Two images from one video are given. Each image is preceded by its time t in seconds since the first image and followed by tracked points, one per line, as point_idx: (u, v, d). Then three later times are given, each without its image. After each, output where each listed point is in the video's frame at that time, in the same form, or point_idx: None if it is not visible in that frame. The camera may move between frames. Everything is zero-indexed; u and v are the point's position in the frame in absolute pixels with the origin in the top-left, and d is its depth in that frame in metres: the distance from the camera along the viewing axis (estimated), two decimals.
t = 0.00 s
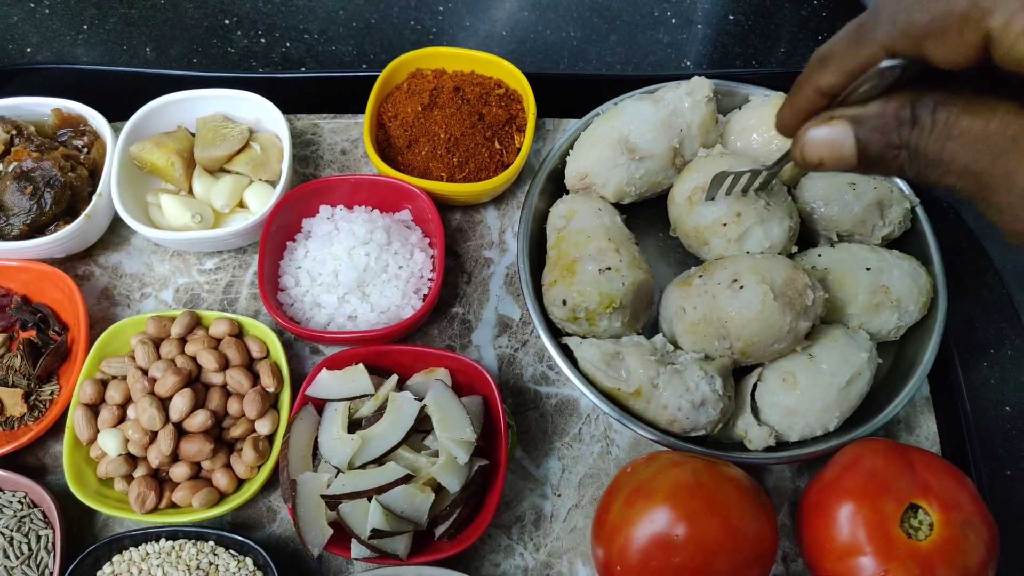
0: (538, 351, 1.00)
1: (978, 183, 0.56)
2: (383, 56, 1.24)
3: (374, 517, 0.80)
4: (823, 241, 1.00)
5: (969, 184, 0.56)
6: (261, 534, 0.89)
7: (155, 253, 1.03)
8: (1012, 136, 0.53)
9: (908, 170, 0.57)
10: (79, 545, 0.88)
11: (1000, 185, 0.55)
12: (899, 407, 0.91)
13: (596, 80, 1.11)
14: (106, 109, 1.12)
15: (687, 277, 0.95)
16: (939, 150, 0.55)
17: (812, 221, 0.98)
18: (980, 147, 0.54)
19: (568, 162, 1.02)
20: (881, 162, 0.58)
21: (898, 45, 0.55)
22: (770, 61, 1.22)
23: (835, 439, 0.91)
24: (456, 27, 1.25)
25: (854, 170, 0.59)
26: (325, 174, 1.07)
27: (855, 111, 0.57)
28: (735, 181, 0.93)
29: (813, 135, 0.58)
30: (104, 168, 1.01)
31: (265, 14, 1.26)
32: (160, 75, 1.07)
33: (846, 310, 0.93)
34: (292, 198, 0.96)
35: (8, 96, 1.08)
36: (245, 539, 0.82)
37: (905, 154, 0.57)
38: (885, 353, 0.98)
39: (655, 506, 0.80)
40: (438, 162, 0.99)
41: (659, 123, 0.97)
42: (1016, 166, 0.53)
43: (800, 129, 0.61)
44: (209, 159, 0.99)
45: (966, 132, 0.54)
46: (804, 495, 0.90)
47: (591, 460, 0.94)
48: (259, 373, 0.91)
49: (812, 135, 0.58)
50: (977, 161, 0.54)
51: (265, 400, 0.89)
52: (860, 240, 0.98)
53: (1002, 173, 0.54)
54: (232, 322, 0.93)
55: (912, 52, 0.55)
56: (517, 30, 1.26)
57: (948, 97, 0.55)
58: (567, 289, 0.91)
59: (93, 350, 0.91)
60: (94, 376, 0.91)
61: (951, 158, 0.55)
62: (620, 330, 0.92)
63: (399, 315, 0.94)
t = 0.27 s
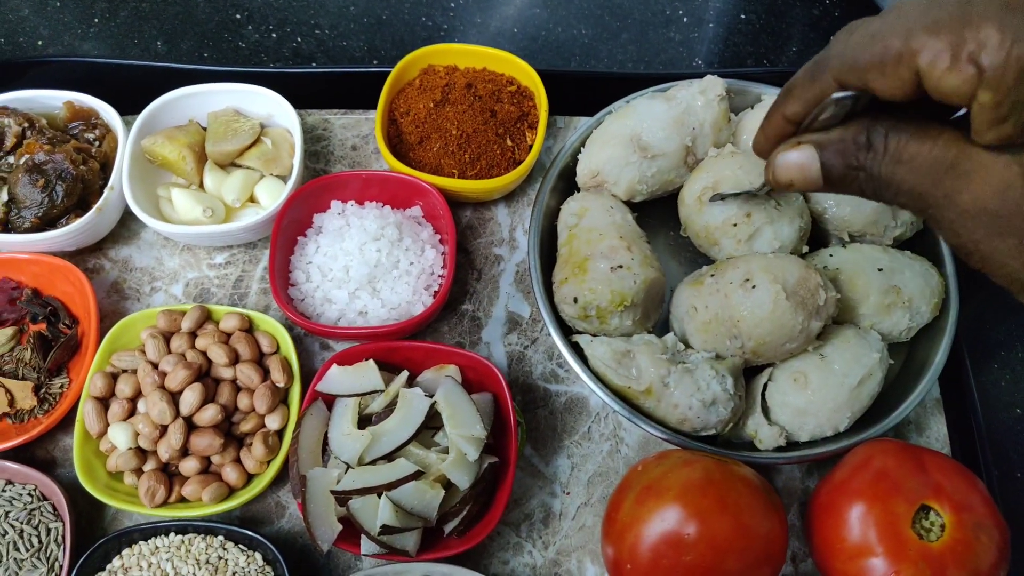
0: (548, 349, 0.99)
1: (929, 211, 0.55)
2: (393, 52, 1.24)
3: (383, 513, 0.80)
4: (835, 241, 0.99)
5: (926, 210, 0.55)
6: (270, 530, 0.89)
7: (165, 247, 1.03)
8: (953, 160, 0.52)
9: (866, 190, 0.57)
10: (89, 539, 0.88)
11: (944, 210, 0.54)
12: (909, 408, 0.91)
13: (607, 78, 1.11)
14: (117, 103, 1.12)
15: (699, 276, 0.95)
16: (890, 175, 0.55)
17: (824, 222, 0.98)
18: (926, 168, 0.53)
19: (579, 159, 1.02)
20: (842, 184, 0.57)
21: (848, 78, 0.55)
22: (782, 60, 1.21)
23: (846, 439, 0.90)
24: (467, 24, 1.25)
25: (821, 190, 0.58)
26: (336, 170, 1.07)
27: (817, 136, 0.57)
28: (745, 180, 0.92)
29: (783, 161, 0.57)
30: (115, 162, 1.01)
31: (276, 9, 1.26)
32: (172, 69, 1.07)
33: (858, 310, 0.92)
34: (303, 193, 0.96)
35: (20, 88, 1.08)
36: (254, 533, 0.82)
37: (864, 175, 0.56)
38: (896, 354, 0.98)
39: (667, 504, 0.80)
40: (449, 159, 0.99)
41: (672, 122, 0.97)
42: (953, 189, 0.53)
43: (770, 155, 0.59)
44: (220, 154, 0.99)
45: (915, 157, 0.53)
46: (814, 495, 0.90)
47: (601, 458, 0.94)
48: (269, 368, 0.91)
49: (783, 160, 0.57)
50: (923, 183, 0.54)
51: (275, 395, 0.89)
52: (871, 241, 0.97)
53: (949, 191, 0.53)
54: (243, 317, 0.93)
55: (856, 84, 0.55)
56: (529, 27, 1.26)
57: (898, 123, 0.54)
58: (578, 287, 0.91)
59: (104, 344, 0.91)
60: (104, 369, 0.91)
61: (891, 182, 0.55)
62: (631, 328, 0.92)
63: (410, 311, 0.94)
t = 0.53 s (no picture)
0: (552, 346, 0.99)
1: None
2: (396, 49, 1.23)
3: (387, 511, 0.79)
4: (838, 238, 0.99)
5: None
6: (273, 528, 0.89)
7: (168, 244, 1.03)
8: None
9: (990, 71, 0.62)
10: (91, 537, 0.88)
11: None
12: (914, 405, 0.91)
13: (611, 76, 1.11)
14: (120, 100, 1.12)
15: (703, 272, 0.95)
16: None
17: (828, 218, 0.98)
18: None
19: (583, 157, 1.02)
20: None
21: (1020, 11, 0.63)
22: (785, 57, 1.21)
23: (850, 437, 0.90)
24: (470, 21, 1.24)
25: None
26: (339, 167, 1.07)
27: None
28: (753, 176, 0.93)
29: None
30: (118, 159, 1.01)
31: (279, 6, 1.25)
32: (175, 67, 1.07)
33: (862, 307, 0.92)
34: (306, 190, 0.95)
35: (22, 86, 1.08)
36: (258, 532, 0.82)
37: None
38: (900, 351, 0.98)
39: (671, 501, 0.80)
40: (453, 156, 0.99)
41: (676, 118, 0.97)
42: None
43: None
44: (224, 151, 0.99)
45: None
46: (818, 493, 0.90)
47: (605, 455, 0.94)
48: (272, 366, 0.91)
49: None
50: None
51: (279, 393, 0.89)
52: (876, 237, 0.97)
53: None
54: (246, 314, 0.92)
55: None
56: (531, 24, 1.26)
57: None
58: (582, 284, 0.90)
59: (107, 341, 0.91)
60: (107, 366, 0.91)
61: None
62: (635, 325, 0.92)
63: (413, 309, 0.94)
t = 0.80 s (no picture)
0: (552, 344, 1.00)
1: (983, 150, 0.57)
2: (398, 49, 1.24)
3: (389, 506, 0.80)
4: (837, 237, 0.99)
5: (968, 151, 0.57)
6: (274, 523, 0.89)
7: (171, 242, 1.03)
8: None
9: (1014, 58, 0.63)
10: (94, 531, 0.89)
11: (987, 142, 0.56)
12: (911, 404, 0.91)
13: (611, 76, 1.12)
14: (123, 98, 1.13)
15: (702, 271, 0.95)
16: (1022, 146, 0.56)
17: (826, 218, 0.98)
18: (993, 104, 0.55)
19: (583, 156, 1.03)
20: (979, 142, 0.56)
21: None
22: (784, 59, 1.22)
23: (848, 435, 0.91)
24: (471, 21, 1.25)
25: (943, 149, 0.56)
26: (340, 166, 1.07)
27: (959, 86, 0.55)
28: (753, 175, 0.94)
29: (907, 108, 0.55)
30: (122, 157, 1.01)
31: (281, 6, 1.26)
32: (179, 65, 1.08)
33: (860, 306, 0.93)
34: (309, 188, 0.96)
35: (27, 83, 1.09)
36: (259, 526, 0.82)
37: (1009, 135, 0.55)
38: (898, 350, 0.99)
39: (671, 497, 0.80)
40: (454, 155, 0.99)
41: (676, 118, 0.97)
42: None
43: (890, 99, 0.57)
44: (227, 149, 1.00)
45: None
46: (816, 491, 0.90)
47: (604, 453, 0.95)
48: (274, 362, 0.92)
49: (906, 109, 0.55)
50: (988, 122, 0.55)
51: (280, 389, 0.89)
52: (874, 237, 0.99)
53: None
54: (248, 311, 0.93)
55: None
56: (532, 25, 1.26)
57: None
58: (582, 282, 0.91)
59: (110, 337, 0.92)
60: (110, 362, 0.91)
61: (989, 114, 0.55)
62: (635, 323, 0.93)
63: (415, 306, 0.95)
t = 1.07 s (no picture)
0: (551, 344, 1.00)
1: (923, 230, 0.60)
2: (397, 48, 1.24)
3: (388, 506, 0.80)
4: (837, 236, 0.99)
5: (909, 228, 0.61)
6: (274, 523, 0.89)
7: (169, 242, 1.03)
8: None
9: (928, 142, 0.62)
10: (93, 532, 0.89)
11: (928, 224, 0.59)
12: (912, 403, 0.91)
13: (611, 75, 1.11)
14: (122, 99, 1.13)
15: (703, 270, 0.95)
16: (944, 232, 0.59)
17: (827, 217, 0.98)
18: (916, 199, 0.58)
19: (583, 155, 1.03)
20: (911, 222, 0.60)
21: (942, 107, 0.59)
22: (785, 58, 1.22)
23: (849, 434, 0.90)
24: (471, 20, 1.25)
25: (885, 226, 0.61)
26: (339, 165, 1.07)
27: (890, 168, 0.60)
28: (750, 178, 0.93)
29: (845, 188, 0.61)
30: (120, 157, 1.01)
31: (280, 6, 1.26)
32: (177, 65, 1.08)
33: (861, 305, 0.92)
34: (308, 188, 0.96)
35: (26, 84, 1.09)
36: (259, 527, 0.82)
37: (935, 218, 0.59)
38: (899, 349, 0.98)
39: (671, 497, 0.80)
40: (453, 154, 0.99)
41: (676, 117, 0.97)
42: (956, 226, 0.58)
43: (834, 177, 0.62)
44: (226, 149, 0.99)
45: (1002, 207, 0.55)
46: (817, 490, 0.90)
47: (604, 452, 0.94)
48: (273, 362, 0.92)
49: (845, 188, 0.60)
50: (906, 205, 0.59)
51: (280, 389, 0.89)
52: (875, 236, 0.98)
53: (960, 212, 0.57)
54: (247, 311, 0.93)
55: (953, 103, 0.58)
56: (532, 24, 1.26)
57: (987, 167, 0.56)
58: (582, 282, 0.91)
59: (108, 338, 0.92)
60: (109, 363, 0.91)
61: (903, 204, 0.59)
62: (634, 322, 0.92)
63: (414, 306, 0.94)
